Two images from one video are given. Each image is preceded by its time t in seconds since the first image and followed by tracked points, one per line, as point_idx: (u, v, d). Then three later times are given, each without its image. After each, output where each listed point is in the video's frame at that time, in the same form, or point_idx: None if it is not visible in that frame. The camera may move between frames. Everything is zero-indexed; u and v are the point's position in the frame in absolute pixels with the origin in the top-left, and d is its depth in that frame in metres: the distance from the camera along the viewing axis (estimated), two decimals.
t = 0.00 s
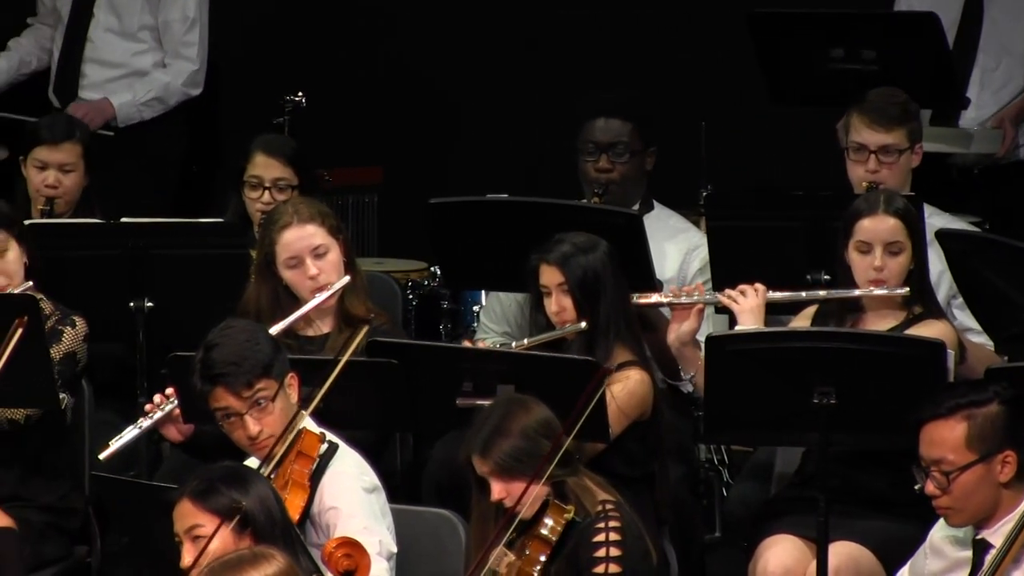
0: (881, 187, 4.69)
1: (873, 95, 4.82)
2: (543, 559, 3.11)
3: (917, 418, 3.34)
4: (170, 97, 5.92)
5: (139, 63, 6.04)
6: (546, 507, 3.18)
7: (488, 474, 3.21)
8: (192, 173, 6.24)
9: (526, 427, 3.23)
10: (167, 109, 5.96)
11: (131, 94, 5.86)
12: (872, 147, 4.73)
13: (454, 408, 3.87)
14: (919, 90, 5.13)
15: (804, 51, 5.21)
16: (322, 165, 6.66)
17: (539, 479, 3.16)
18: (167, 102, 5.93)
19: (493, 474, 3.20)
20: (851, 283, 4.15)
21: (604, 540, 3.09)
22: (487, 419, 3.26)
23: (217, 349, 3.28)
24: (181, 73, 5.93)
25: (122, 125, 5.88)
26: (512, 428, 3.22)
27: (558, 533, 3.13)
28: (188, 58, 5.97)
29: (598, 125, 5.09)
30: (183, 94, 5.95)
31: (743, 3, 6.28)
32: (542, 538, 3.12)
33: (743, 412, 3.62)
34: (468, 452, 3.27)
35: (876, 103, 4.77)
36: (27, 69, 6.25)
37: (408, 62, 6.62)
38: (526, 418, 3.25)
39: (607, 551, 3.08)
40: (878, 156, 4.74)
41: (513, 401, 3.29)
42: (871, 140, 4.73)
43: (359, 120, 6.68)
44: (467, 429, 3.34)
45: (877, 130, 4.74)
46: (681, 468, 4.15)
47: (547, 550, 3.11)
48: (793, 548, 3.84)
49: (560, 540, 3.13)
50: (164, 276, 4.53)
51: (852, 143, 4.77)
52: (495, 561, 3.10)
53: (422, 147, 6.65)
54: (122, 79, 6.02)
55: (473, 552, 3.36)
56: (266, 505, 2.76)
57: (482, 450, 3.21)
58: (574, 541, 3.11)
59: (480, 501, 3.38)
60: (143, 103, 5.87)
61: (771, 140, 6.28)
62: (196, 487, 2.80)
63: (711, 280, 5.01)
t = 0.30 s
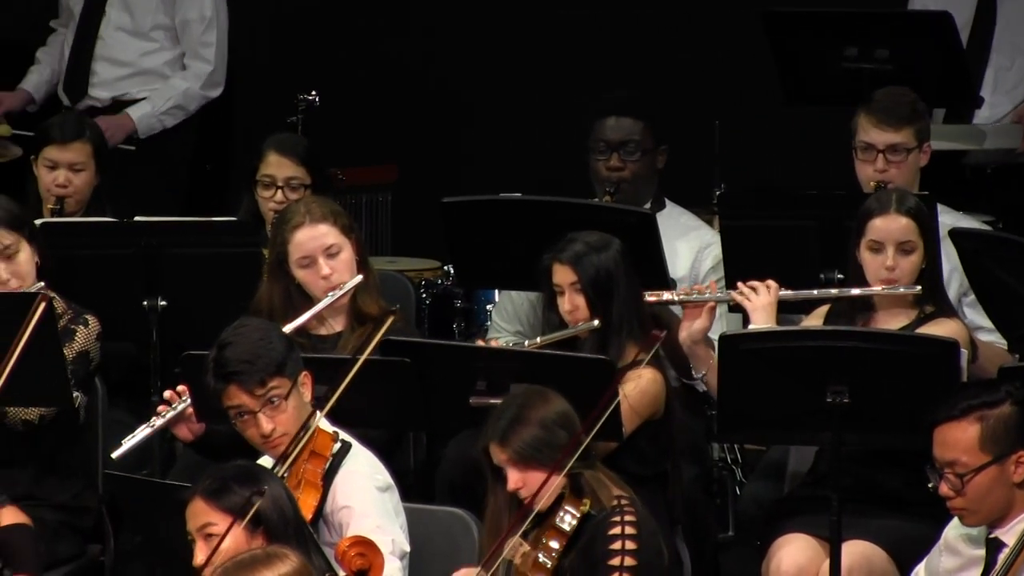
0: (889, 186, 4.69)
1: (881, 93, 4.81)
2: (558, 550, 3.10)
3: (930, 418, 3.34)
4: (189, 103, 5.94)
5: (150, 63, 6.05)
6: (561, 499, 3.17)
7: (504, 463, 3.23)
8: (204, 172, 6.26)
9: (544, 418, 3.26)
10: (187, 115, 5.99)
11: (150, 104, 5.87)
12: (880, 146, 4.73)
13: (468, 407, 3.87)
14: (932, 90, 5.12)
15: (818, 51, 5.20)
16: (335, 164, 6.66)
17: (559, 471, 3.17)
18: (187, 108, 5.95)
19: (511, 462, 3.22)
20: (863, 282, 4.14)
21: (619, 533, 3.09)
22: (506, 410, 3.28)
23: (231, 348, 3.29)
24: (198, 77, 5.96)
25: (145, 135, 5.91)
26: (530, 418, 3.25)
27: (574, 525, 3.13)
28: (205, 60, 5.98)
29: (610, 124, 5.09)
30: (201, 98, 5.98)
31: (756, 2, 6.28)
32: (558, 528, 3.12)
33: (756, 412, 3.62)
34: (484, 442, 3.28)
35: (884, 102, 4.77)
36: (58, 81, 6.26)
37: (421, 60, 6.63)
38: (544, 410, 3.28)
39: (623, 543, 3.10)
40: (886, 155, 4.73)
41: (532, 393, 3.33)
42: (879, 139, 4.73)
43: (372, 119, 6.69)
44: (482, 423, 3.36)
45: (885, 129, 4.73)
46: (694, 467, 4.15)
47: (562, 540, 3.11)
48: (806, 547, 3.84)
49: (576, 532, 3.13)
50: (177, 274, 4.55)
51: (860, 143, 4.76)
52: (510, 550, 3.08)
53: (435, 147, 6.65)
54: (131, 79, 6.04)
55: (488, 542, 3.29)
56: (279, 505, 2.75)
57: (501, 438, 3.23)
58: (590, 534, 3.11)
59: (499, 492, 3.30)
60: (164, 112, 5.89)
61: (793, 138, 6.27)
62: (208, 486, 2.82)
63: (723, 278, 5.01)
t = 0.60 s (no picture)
0: (902, 183, 4.69)
1: (893, 91, 4.81)
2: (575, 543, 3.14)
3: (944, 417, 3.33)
4: (198, 104, 5.95)
5: (167, 59, 6.07)
6: (576, 494, 3.21)
7: (522, 456, 3.22)
8: (218, 170, 6.27)
9: (562, 412, 3.23)
10: (195, 116, 5.99)
11: (158, 106, 5.88)
12: (893, 143, 4.72)
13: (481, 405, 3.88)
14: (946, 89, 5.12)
15: (831, 50, 5.20)
16: (348, 164, 6.67)
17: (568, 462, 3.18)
18: (196, 108, 5.96)
19: (528, 456, 3.20)
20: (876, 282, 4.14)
21: (636, 529, 3.14)
22: (524, 403, 3.26)
23: (246, 345, 3.30)
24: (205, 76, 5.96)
25: (154, 138, 5.92)
26: (548, 412, 3.23)
27: (591, 519, 3.16)
28: (212, 57, 5.99)
29: (622, 123, 5.09)
30: (208, 97, 5.98)
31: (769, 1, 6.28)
32: (575, 522, 3.15)
33: (769, 410, 3.62)
34: (501, 434, 3.26)
35: (895, 101, 4.76)
36: (69, 83, 6.28)
37: (437, 59, 6.63)
38: (562, 404, 3.25)
39: (640, 538, 3.14)
40: (898, 152, 4.73)
41: (548, 387, 3.31)
42: (891, 136, 4.72)
43: (385, 118, 6.70)
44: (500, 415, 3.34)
45: (898, 126, 4.72)
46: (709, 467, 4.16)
47: (580, 535, 3.15)
48: (820, 546, 3.84)
49: (592, 527, 3.16)
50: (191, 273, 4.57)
51: (873, 140, 4.75)
52: (526, 542, 3.14)
53: (448, 146, 6.66)
54: (152, 75, 6.06)
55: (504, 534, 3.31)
56: (291, 505, 2.77)
57: (520, 430, 3.21)
58: (607, 528, 3.15)
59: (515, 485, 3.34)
60: (171, 114, 5.90)
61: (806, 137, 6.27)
62: (219, 486, 2.84)
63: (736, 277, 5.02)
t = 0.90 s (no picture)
0: (916, 185, 4.69)
1: (909, 92, 4.80)
2: (588, 546, 3.13)
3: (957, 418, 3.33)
4: (208, 100, 5.95)
5: (177, 59, 6.07)
6: (588, 497, 3.19)
7: (532, 459, 3.22)
8: (229, 169, 6.28)
9: (571, 414, 3.25)
10: (205, 112, 5.99)
11: (168, 98, 5.87)
12: (908, 144, 4.72)
13: (491, 404, 3.88)
14: (958, 89, 5.11)
15: (843, 49, 5.20)
16: (360, 163, 6.68)
17: (564, 462, 3.14)
18: (206, 104, 5.96)
19: (538, 458, 3.21)
20: (887, 281, 4.14)
21: (647, 531, 3.15)
22: (534, 406, 3.28)
23: (255, 346, 3.29)
24: (218, 74, 5.98)
25: (161, 131, 5.90)
26: (558, 414, 3.24)
27: (602, 521, 3.15)
28: (225, 56, 6.02)
29: (635, 122, 5.09)
30: (219, 95, 5.99)
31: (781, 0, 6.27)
32: (587, 525, 3.14)
33: (779, 407, 3.62)
34: (512, 437, 3.27)
35: (910, 102, 4.76)
36: (77, 78, 6.30)
37: (450, 60, 6.64)
38: (571, 406, 3.27)
39: (651, 540, 3.15)
40: (913, 154, 4.73)
41: (558, 389, 3.33)
42: (906, 137, 4.72)
43: (397, 118, 6.71)
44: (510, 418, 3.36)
45: (914, 127, 4.72)
46: (720, 464, 4.16)
47: (592, 538, 3.13)
48: (831, 545, 3.84)
49: (604, 529, 3.15)
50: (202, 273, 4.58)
51: (888, 141, 4.75)
52: (538, 543, 3.10)
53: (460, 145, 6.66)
54: (162, 74, 6.05)
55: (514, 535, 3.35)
56: (292, 506, 2.80)
57: (529, 435, 3.22)
58: (619, 530, 3.14)
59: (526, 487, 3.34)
60: (181, 107, 5.89)
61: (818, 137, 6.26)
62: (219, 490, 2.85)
63: (749, 279, 5.02)
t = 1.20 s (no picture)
0: (933, 183, 4.68)
1: (926, 90, 4.79)
2: (598, 548, 3.15)
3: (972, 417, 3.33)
4: (224, 102, 5.95)
5: (191, 58, 6.09)
6: (598, 498, 3.21)
7: (542, 461, 3.22)
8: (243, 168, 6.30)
9: (581, 414, 3.23)
10: (221, 115, 5.99)
11: (184, 105, 5.86)
12: (925, 142, 4.72)
13: (505, 403, 3.86)
14: (972, 88, 5.10)
15: (857, 48, 5.20)
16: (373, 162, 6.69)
17: (571, 463, 3.15)
18: (222, 107, 5.96)
19: (548, 460, 3.21)
20: (901, 279, 4.13)
21: (657, 531, 3.14)
22: (544, 407, 3.27)
23: (269, 344, 3.30)
24: (232, 76, 5.98)
25: (180, 137, 5.89)
26: (568, 415, 3.23)
27: (613, 523, 3.18)
28: (239, 57, 6.02)
29: (650, 121, 5.09)
30: (235, 97, 6.00)
31: None
32: (597, 527, 3.17)
33: (793, 406, 3.62)
34: (522, 438, 3.27)
35: (928, 99, 4.75)
36: (93, 83, 6.31)
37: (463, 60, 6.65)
38: (581, 407, 3.25)
39: (662, 541, 3.14)
40: (930, 152, 4.72)
41: (568, 391, 3.32)
42: (923, 136, 4.72)
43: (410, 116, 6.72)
44: (520, 420, 3.35)
45: (931, 126, 4.71)
46: (732, 463, 4.16)
47: (602, 539, 3.16)
48: (844, 545, 3.84)
49: (613, 530, 3.17)
50: (215, 272, 4.59)
51: (905, 139, 4.75)
52: (548, 548, 3.14)
53: (473, 144, 6.66)
54: (176, 74, 6.08)
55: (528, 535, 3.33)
56: (298, 505, 2.81)
57: (538, 437, 3.21)
58: (628, 532, 3.16)
59: (535, 488, 3.34)
60: (197, 113, 5.88)
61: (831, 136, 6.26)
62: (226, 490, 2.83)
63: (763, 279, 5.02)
